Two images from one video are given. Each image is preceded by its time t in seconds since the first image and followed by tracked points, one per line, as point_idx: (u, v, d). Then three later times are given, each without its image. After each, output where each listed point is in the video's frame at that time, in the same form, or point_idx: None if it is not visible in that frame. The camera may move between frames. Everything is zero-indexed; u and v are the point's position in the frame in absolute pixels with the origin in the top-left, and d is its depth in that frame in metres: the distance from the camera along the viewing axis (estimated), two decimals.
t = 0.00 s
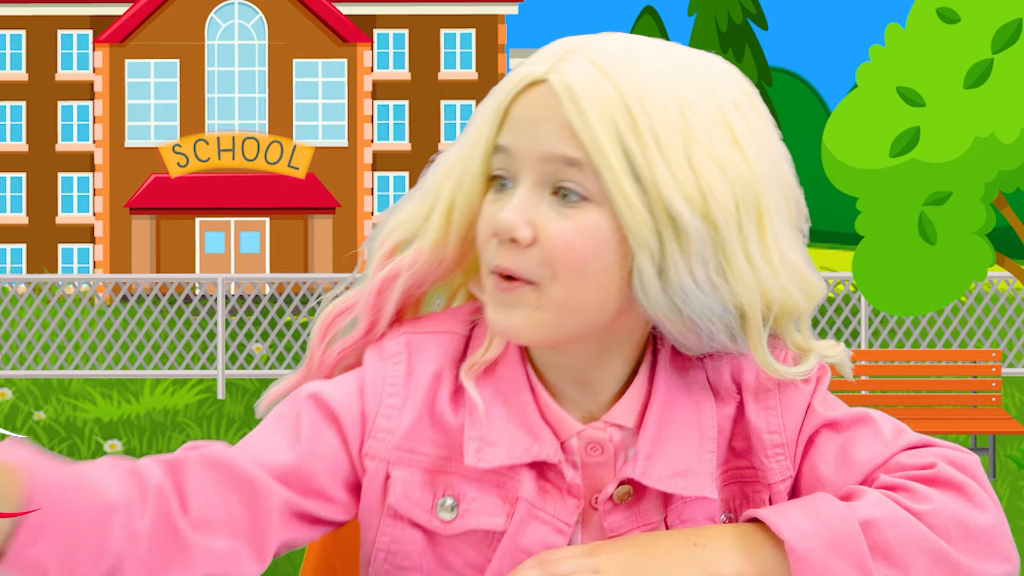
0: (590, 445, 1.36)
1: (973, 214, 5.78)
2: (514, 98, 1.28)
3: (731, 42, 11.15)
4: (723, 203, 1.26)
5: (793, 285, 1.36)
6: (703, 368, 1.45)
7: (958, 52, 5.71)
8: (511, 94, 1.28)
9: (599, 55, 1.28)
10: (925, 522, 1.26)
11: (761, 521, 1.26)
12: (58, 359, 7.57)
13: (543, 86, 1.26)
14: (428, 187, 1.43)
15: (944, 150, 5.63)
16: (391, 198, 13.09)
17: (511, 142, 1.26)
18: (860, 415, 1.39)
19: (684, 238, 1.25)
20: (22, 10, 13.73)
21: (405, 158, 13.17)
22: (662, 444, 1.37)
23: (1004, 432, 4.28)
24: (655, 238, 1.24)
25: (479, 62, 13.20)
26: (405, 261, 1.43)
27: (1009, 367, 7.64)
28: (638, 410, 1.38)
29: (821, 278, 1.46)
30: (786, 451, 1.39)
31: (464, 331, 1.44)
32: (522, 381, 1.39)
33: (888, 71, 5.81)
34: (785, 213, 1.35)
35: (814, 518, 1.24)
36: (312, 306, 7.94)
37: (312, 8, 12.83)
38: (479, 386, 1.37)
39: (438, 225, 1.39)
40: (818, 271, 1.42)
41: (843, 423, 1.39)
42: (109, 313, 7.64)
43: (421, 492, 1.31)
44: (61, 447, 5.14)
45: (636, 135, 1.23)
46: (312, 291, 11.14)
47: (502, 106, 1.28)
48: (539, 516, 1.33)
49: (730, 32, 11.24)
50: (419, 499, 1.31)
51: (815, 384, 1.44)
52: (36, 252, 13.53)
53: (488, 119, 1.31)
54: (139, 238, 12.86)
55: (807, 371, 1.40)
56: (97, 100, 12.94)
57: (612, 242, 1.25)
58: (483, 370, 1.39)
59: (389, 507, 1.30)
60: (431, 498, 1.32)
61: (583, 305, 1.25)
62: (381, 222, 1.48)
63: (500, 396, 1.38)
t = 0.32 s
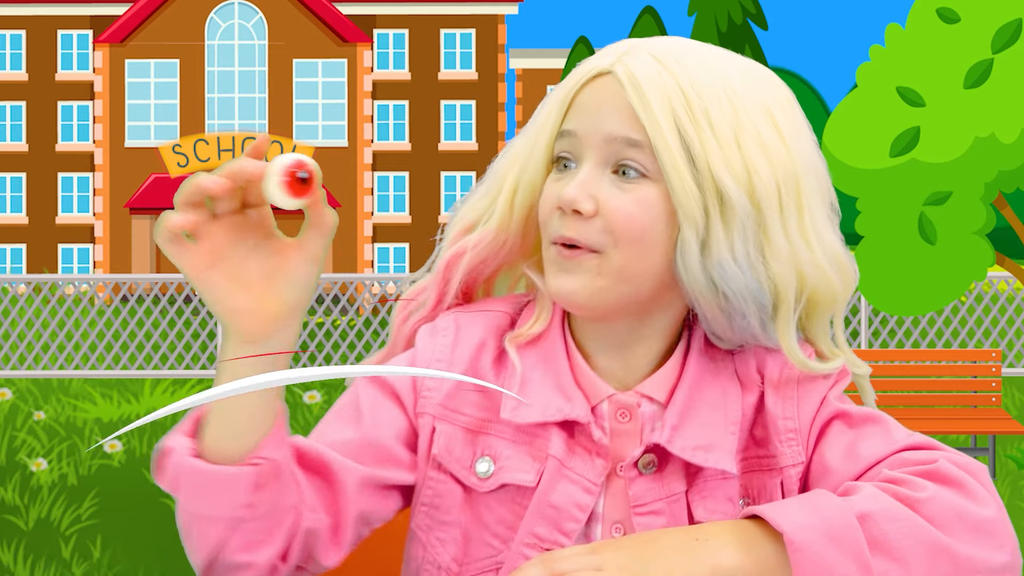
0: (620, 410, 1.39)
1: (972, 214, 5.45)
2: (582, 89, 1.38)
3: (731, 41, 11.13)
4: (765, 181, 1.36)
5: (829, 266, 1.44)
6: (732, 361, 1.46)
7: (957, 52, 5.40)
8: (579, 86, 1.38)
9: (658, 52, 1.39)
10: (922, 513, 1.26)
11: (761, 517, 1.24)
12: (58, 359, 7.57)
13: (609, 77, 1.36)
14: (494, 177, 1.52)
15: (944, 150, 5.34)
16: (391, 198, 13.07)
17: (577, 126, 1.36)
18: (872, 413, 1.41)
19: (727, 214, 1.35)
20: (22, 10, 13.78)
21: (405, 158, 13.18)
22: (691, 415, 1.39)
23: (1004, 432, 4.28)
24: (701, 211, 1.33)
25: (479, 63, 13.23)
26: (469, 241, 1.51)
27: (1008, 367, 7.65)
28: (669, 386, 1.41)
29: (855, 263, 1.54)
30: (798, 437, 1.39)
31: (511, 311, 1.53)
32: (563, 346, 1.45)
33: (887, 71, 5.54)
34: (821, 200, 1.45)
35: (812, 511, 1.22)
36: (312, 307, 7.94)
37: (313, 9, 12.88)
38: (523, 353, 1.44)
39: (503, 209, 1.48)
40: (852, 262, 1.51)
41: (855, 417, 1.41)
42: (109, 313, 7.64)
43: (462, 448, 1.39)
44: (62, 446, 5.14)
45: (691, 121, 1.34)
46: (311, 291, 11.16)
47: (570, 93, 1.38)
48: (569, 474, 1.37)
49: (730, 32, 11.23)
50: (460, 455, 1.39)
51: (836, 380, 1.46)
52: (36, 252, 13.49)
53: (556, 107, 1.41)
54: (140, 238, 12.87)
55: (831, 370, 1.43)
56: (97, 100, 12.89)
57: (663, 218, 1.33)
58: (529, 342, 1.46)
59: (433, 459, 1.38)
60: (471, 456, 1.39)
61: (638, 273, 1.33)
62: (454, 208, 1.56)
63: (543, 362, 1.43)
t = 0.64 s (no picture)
0: (624, 401, 1.42)
1: (973, 213, 5.33)
2: (598, 89, 1.42)
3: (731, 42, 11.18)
4: (773, 177, 1.40)
5: (835, 265, 1.47)
6: (736, 359, 1.48)
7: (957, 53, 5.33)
8: (596, 87, 1.42)
9: (674, 56, 1.44)
10: (921, 511, 1.25)
11: (762, 516, 1.24)
12: (58, 359, 7.56)
13: (625, 77, 1.41)
14: (508, 178, 1.57)
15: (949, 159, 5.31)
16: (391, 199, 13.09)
17: (594, 124, 1.39)
18: (874, 414, 1.39)
19: (737, 207, 1.38)
20: (23, 10, 13.76)
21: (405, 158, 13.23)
22: (694, 408, 1.41)
23: (1004, 432, 4.29)
24: (710, 204, 1.36)
25: (480, 63, 13.22)
26: (484, 239, 1.56)
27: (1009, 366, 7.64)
28: (673, 379, 1.43)
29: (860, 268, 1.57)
30: (799, 434, 1.37)
31: (524, 307, 1.57)
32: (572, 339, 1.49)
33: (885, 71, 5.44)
34: (827, 203, 1.49)
35: (813, 508, 1.22)
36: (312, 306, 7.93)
37: (313, 9, 12.86)
38: (534, 344, 1.49)
39: (518, 206, 1.53)
40: (858, 262, 1.54)
41: (857, 417, 1.38)
42: (109, 313, 7.63)
43: (477, 438, 1.43)
44: (62, 446, 5.14)
45: (705, 118, 1.38)
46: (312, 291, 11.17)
47: (586, 94, 1.42)
48: (576, 463, 1.39)
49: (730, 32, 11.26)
50: (475, 445, 1.43)
51: (839, 380, 1.44)
52: (36, 253, 13.50)
53: (571, 108, 1.45)
54: (139, 238, 12.83)
55: (834, 369, 1.43)
56: (97, 100, 12.92)
57: (673, 212, 1.35)
58: (539, 334, 1.50)
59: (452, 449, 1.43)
60: (485, 447, 1.43)
61: (657, 263, 1.35)
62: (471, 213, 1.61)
63: (551, 354, 1.47)
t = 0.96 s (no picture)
0: (621, 407, 1.41)
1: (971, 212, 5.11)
2: (583, 85, 1.37)
3: (731, 42, 11.27)
4: (756, 176, 1.37)
5: (820, 267, 1.43)
6: (733, 353, 1.45)
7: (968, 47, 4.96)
8: (580, 83, 1.38)
9: (658, 54, 1.40)
10: (922, 512, 1.21)
11: (763, 516, 1.23)
12: (58, 359, 7.56)
13: (610, 74, 1.36)
14: (491, 184, 1.52)
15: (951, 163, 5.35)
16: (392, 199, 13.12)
17: (579, 116, 1.35)
18: (878, 410, 1.33)
19: (721, 203, 1.34)
20: (23, 10, 13.76)
21: (405, 158, 13.21)
22: (691, 408, 1.39)
23: (1004, 432, 4.28)
24: (695, 201, 1.32)
25: (480, 63, 13.22)
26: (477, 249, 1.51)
27: (1008, 366, 7.64)
28: (669, 380, 1.41)
29: (848, 273, 1.52)
30: (801, 431, 1.35)
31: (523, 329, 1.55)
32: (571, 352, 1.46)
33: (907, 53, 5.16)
34: (810, 208, 1.45)
35: (812, 507, 1.20)
36: (312, 306, 7.94)
37: (313, 8, 12.87)
38: (533, 361, 1.47)
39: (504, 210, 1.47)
40: (840, 266, 1.50)
41: (861, 413, 1.33)
42: (109, 313, 7.62)
43: (491, 450, 1.43)
44: (62, 446, 5.14)
45: (689, 116, 1.34)
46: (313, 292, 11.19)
47: (570, 88, 1.38)
48: (581, 469, 1.38)
49: (730, 32, 11.34)
50: (489, 456, 1.43)
51: (840, 373, 1.39)
52: (37, 253, 13.53)
53: (553, 103, 1.40)
54: (139, 238, 12.83)
55: (833, 362, 1.39)
56: (97, 100, 12.92)
57: (660, 208, 1.31)
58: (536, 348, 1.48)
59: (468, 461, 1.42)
60: (499, 459, 1.44)
61: (638, 268, 1.30)
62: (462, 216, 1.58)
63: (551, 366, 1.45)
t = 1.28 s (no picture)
0: (610, 404, 1.41)
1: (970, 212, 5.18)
2: (580, 78, 1.37)
3: (732, 42, 11.37)
4: (753, 172, 1.37)
5: (813, 266, 1.43)
6: (725, 351, 1.45)
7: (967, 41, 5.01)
8: (577, 76, 1.37)
9: (656, 50, 1.39)
10: (924, 514, 1.21)
11: (764, 517, 1.23)
12: (59, 359, 7.56)
13: (608, 68, 1.36)
14: (486, 176, 1.53)
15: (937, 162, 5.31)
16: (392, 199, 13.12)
17: (575, 109, 1.34)
18: (876, 411, 1.33)
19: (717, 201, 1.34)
20: (23, 10, 13.75)
21: (405, 158, 13.20)
22: (682, 405, 1.39)
23: (1004, 432, 4.28)
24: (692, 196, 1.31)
25: (480, 63, 13.22)
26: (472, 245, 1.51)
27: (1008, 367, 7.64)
28: (659, 378, 1.41)
29: (841, 271, 1.53)
30: (797, 430, 1.35)
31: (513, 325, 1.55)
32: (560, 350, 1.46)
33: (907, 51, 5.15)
34: (803, 207, 1.46)
35: (813, 508, 1.19)
36: (313, 306, 7.94)
37: (313, 8, 12.87)
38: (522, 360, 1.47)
39: (499, 203, 1.49)
40: (835, 264, 1.50)
41: (859, 414, 1.33)
42: (109, 313, 7.62)
43: (480, 448, 1.44)
44: (62, 446, 5.14)
45: (687, 112, 1.33)
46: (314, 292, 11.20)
47: (567, 82, 1.37)
48: (569, 466, 1.38)
49: (730, 32, 11.43)
50: (478, 454, 1.44)
51: (835, 373, 1.40)
52: (37, 253, 13.52)
53: (550, 96, 1.40)
54: (139, 238, 12.83)
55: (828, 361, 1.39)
56: (97, 100, 12.93)
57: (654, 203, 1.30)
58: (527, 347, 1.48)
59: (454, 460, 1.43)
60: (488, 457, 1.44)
61: (628, 262, 1.28)
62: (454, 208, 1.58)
63: (539, 364, 1.46)
